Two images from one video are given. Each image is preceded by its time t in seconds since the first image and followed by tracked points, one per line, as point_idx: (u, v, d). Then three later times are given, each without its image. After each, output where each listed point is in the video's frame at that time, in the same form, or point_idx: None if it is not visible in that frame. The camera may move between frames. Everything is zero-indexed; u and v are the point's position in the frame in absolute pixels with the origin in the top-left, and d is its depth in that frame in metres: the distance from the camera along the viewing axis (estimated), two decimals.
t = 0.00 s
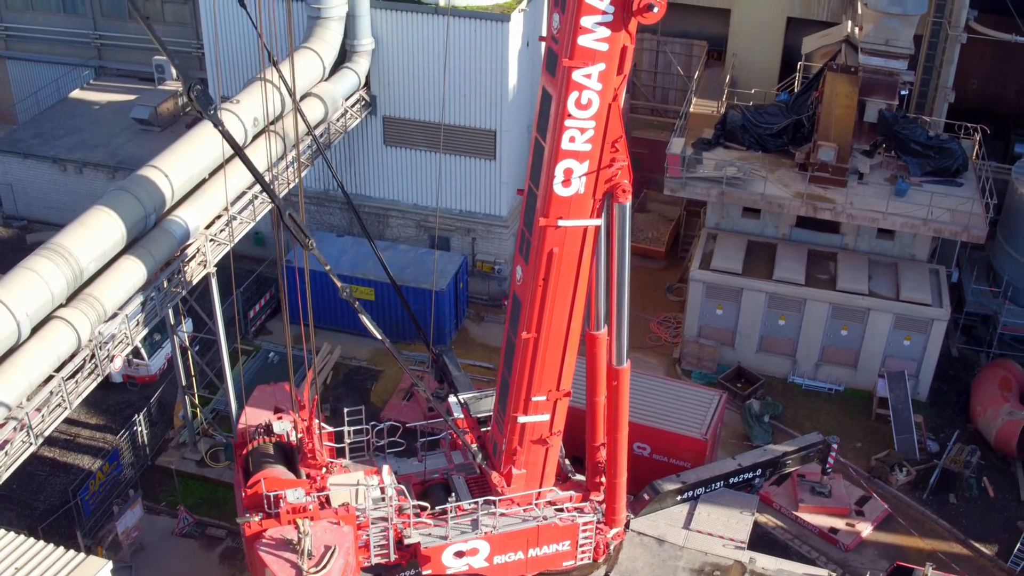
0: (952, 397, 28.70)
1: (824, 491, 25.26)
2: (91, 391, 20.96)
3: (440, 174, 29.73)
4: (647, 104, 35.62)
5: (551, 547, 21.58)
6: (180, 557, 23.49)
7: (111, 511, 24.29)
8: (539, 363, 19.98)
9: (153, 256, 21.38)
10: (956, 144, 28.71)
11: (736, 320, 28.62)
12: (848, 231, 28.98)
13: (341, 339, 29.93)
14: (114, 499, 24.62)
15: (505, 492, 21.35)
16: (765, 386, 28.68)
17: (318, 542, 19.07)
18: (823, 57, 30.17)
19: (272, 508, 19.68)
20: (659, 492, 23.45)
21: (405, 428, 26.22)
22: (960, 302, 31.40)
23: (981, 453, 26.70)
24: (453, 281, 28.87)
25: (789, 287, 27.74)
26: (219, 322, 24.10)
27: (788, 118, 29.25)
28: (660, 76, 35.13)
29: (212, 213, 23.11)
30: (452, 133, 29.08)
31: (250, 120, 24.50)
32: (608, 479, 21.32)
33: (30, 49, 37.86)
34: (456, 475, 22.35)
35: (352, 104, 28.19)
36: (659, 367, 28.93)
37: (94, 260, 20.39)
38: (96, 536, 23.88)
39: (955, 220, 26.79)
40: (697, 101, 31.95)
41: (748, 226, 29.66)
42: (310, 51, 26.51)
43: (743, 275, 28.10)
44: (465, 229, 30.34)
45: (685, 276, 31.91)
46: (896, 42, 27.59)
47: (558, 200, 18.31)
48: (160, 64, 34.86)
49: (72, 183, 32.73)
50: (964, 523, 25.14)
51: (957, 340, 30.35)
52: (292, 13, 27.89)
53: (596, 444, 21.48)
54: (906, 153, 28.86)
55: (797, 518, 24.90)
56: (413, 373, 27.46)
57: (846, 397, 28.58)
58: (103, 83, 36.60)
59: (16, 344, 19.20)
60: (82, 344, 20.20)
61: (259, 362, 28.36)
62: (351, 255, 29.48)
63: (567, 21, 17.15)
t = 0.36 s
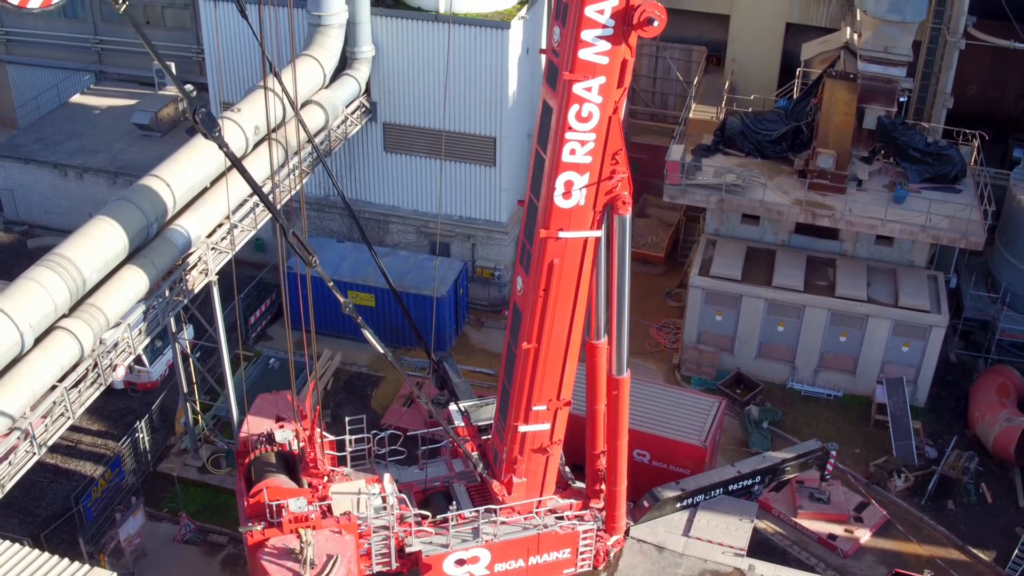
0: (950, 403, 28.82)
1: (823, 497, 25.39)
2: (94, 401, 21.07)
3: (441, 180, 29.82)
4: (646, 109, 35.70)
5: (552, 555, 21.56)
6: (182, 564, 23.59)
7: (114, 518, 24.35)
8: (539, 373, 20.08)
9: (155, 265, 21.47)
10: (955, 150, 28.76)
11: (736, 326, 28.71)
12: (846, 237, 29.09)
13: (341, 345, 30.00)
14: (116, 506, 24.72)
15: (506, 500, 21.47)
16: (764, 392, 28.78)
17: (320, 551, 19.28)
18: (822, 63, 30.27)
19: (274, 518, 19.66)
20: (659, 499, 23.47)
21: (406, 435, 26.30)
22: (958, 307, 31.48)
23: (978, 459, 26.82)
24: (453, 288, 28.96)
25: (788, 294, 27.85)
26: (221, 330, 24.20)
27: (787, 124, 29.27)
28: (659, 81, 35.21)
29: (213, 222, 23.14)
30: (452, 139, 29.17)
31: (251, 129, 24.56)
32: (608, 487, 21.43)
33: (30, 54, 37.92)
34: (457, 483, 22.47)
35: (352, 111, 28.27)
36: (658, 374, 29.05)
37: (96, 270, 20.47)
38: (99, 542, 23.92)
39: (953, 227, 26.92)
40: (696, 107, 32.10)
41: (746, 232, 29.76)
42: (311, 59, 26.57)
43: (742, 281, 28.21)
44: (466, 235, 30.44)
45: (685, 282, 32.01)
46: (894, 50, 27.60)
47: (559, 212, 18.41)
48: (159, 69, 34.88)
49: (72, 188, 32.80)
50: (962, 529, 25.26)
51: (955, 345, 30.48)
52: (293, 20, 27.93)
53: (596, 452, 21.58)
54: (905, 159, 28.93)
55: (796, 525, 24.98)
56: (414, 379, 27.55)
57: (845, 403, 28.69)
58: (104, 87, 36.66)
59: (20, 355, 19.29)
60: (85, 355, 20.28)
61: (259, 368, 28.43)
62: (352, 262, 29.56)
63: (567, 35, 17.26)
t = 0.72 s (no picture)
0: (949, 409, 28.96)
1: (822, 504, 25.44)
2: (98, 410, 21.20)
3: (442, 187, 29.93)
4: (646, 115, 35.82)
5: (552, 563, 21.77)
6: (185, 571, 23.70)
7: (117, 525, 24.47)
8: (540, 383, 20.21)
9: (159, 275, 21.62)
10: (954, 158, 28.91)
11: (735, 333, 28.85)
12: (846, 244, 29.21)
13: (342, 351, 30.11)
14: (119, 512, 24.83)
15: (508, 509, 21.60)
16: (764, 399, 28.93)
17: (323, 560, 19.26)
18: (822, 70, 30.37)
19: (278, 526, 19.97)
20: (659, 506, 23.74)
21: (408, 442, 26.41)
22: (957, 313, 31.60)
23: (977, 466, 26.95)
24: (455, 295, 29.20)
25: (788, 301, 27.97)
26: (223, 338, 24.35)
27: (786, 132, 29.35)
28: (659, 88, 35.33)
29: (216, 231, 23.23)
30: (453, 146, 29.27)
31: (254, 138, 24.67)
32: (609, 495, 21.55)
33: (31, 59, 38.00)
34: (459, 491, 22.64)
35: (353, 118, 28.37)
36: (658, 380, 29.19)
37: (100, 281, 20.59)
38: (102, 549, 24.00)
39: (952, 234, 27.07)
40: (695, 114, 32.22)
41: (746, 239, 29.87)
42: (312, 66, 26.57)
43: (742, 288, 28.34)
44: (467, 241, 30.55)
45: (685, 288, 32.13)
46: (894, 58, 27.86)
47: (560, 225, 18.53)
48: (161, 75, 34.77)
49: (74, 195, 32.89)
50: (961, 536, 25.41)
51: (954, 351, 30.62)
52: (295, 29, 27.98)
53: (596, 460, 21.70)
54: (904, 166, 29.06)
55: (796, 531, 25.10)
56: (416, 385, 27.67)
57: (844, 409, 28.82)
58: (105, 93, 36.76)
59: (25, 366, 19.39)
60: (89, 365, 20.39)
61: (261, 374, 28.56)
62: (353, 268, 29.67)
63: (569, 49, 17.39)
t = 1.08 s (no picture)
0: (947, 415, 29.08)
1: (821, 510, 25.55)
2: (101, 420, 21.35)
3: (443, 194, 30.05)
4: (646, 121, 35.93)
5: (553, 570, 21.81)
6: None
7: (119, 531, 24.58)
8: (541, 393, 20.33)
9: (161, 285, 21.75)
10: (952, 165, 29.00)
11: (734, 340, 28.97)
12: (845, 251, 29.34)
13: (343, 357, 30.23)
14: (122, 519, 24.94)
15: (509, 517, 21.73)
16: (763, 405, 29.09)
17: (326, 569, 19.45)
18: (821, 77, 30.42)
19: (280, 535, 20.10)
20: (660, 513, 23.69)
21: (410, 448, 26.54)
22: (956, 319, 31.72)
23: (975, 472, 27.08)
24: (456, 301, 29.33)
25: (787, 308, 28.10)
26: (225, 347, 24.49)
27: (786, 139, 29.36)
28: (659, 94, 35.43)
29: (219, 240, 23.36)
30: (454, 154, 29.38)
31: (256, 147, 24.77)
32: (609, 503, 21.64)
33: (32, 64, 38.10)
34: (460, 499, 22.81)
35: (354, 126, 28.46)
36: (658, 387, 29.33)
37: (104, 291, 20.70)
38: (104, 556, 24.12)
39: (951, 242, 27.21)
40: (695, 121, 32.36)
41: (746, 245, 29.98)
42: (313, 75, 26.66)
43: (741, 295, 28.47)
44: (467, 248, 30.67)
45: (684, 293, 32.25)
46: (892, 66, 27.92)
47: (561, 236, 18.66)
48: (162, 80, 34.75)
49: (76, 200, 33.00)
50: (959, 542, 25.56)
51: (952, 357, 30.74)
52: (296, 37, 28.07)
53: (596, 469, 21.81)
54: (903, 174, 29.11)
55: (795, 538, 25.22)
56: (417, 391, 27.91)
57: (843, 416, 28.95)
58: (106, 98, 36.86)
59: (29, 376, 19.50)
60: (93, 375, 20.52)
61: (263, 381, 28.70)
62: (354, 275, 29.78)
63: (569, 63, 17.51)
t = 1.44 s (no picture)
0: (945, 421, 29.23)
1: (819, 516, 25.56)
2: (104, 428, 21.50)
3: (443, 201, 30.16)
4: (645, 127, 36.03)
5: None
6: None
7: (121, 538, 24.71)
8: (541, 402, 20.47)
9: (163, 294, 21.88)
10: (950, 172, 29.12)
11: (733, 346, 29.11)
12: (843, 258, 29.48)
13: (343, 364, 30.35)
14: (124, 526, 25.07)
15: (509, 525, 21.87)
16: (761, 411, 29.23)
17: None
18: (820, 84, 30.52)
19: (282, 544, 20.22)
20: (657, 520, 23.82)
21: (410, 455, 26.71)
22: (953, 324, 31.84)
23: (973, 478, 27.22)
24: (456, 307, 29.46)
25: (785, 315, 28.23)
26: (227, 355, 24.63)
27: (784, 146, 29.54)
28: (658, 100, 35.53)
29: (220, 249, 23.48)
30: (454, 161, 29.50)
31: (257, 155, 24.89)
32: (608, 511, 21.74)
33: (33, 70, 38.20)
34: (460, 507, 22.96)
35: (354, 133, 28.57)
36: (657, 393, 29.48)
37: (106, 301, 20.84)
38: (107, 563, 24.26)
39: (948, 249, 27.36)
40: (694, 127, 32.49)
41: (744, 252, 30.10)
42: (313, 83, 26.77)
43: (740, 302, 28.61)
44: (468, 254, 30.77)
45: (683, 299, 32.37)
46: (891, 73, 28.18)
47: (561, 248, 18.79)
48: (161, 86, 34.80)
49: (77, 207, 33.10)
50: (956, 548, 25.70)
51: (950, 363, 30.87)
52: (297, 45, 28.19)
53: (596, 476, 21.92)
54: (901, 181, 29.25)
55: (793, 544, 25.30)
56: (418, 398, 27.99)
57: (841, 422, 29.09)
58: (107, 104, 36.97)
59: (33, 386, 19.64)
60: (96, 384, 20.66)
61: (263, 388, 28.80)
62: (354, 282, 29.92)
63: (569, 77, 17.63)
